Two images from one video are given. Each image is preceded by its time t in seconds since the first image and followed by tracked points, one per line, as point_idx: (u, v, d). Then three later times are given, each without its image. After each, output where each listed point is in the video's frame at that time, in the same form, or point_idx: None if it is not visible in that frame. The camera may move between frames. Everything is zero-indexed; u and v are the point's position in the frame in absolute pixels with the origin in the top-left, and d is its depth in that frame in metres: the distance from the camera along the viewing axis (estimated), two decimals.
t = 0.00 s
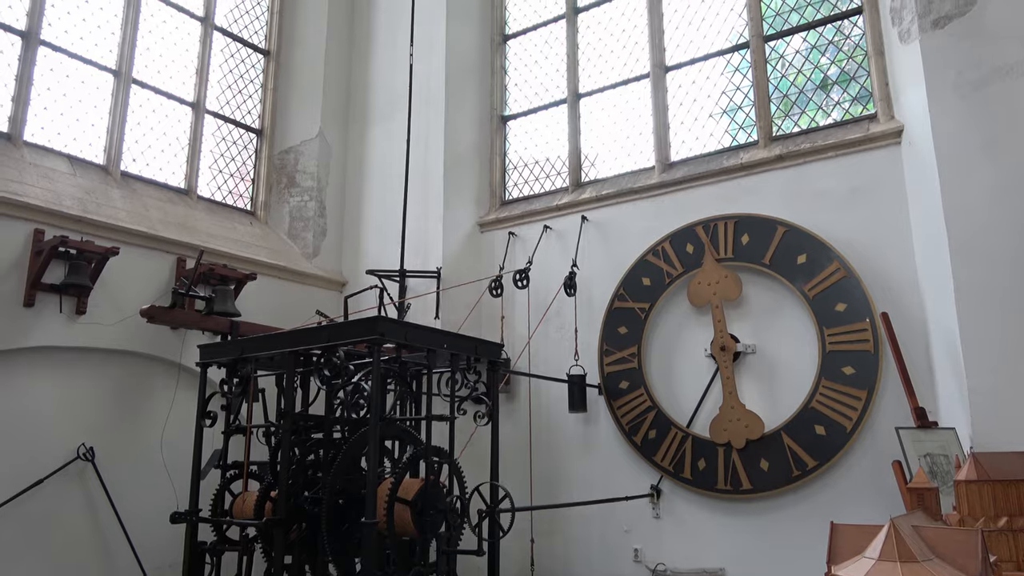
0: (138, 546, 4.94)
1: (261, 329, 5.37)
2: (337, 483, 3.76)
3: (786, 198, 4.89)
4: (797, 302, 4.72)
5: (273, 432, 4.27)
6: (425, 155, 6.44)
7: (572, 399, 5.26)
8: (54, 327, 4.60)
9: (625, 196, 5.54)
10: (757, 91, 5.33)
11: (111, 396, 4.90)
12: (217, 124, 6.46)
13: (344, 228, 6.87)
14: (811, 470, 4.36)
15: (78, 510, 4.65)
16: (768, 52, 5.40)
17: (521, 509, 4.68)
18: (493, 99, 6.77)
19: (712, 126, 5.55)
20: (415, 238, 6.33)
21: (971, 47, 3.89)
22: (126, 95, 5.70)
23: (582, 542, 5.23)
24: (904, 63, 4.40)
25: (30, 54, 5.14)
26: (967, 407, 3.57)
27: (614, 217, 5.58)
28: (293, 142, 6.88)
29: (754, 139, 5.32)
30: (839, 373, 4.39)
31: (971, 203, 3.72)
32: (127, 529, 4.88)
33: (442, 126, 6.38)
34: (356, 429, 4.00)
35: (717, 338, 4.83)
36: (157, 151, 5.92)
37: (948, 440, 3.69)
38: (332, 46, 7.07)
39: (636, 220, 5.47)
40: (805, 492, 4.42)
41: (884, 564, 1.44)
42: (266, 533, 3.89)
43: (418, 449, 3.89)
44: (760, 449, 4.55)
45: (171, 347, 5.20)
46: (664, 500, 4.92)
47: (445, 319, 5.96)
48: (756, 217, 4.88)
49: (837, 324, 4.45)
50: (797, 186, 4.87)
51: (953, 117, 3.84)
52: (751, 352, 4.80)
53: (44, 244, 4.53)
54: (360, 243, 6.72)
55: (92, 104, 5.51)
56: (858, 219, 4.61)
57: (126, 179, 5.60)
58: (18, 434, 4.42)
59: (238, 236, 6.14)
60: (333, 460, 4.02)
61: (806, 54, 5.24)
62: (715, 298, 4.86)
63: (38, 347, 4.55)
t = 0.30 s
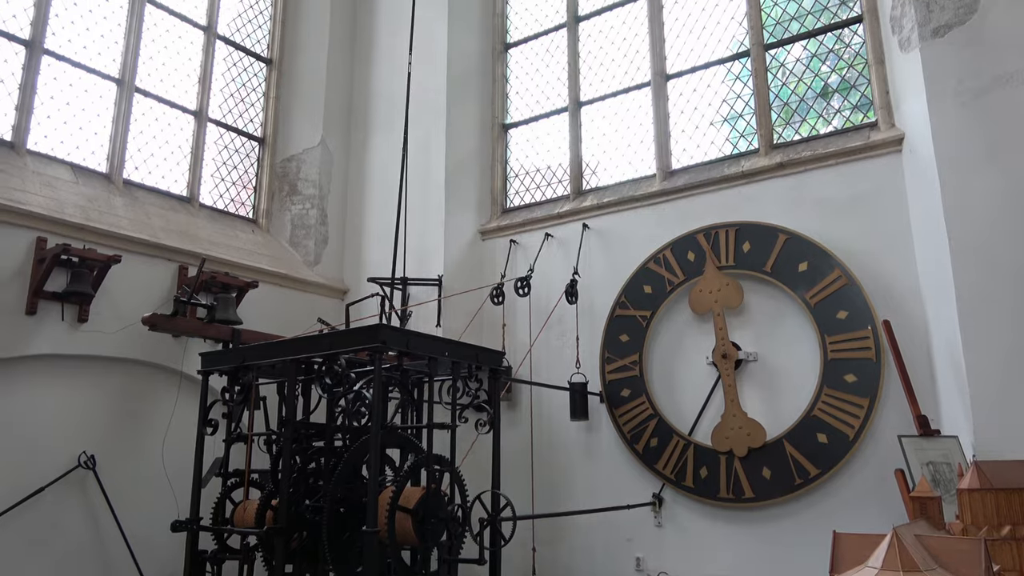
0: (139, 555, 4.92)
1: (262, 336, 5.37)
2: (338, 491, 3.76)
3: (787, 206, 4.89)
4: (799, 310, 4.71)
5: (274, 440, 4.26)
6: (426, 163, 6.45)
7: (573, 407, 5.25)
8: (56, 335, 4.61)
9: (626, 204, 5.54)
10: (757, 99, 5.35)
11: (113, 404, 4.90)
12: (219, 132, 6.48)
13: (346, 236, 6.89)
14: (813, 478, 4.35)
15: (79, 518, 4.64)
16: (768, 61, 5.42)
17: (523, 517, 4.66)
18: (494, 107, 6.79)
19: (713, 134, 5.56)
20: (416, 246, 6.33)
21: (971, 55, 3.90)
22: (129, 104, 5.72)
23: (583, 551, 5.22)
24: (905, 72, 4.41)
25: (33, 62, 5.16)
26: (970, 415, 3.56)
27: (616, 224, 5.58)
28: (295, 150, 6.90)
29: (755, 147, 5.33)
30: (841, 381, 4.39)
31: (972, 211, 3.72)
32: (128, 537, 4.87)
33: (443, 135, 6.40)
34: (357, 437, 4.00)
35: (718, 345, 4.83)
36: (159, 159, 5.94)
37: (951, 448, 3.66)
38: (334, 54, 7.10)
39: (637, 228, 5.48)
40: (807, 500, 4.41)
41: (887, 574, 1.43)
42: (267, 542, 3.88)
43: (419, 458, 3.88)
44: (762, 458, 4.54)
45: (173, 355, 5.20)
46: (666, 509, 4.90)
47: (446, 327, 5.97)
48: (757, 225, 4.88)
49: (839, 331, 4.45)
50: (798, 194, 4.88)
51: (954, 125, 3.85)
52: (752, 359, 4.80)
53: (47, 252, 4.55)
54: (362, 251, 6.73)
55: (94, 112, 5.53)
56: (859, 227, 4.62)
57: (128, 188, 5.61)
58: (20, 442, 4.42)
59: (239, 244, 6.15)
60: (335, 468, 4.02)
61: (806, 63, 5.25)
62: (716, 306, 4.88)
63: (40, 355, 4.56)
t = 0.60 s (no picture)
0: (139, 564, 4.91)
1: (263, 344, 5.37)
2: (338, 499, 3.75)
3: (788, 213, 4.90)
4: (801, 317, 4.70)
5: (275, 448, 4.25)
6: (428, 171, 6.46)
7: (574, 415, 5.24)
8: (57, 343, 4.61)
9: (627, 211, 5.55)
10: (757, 107, 5.36)
11: (114, 413, 4.90)
12: (221, 140, 6.49)
13: (347, 244, 6.89)
14: (816, 486, 4.33)
15: (79, 527, 4.63)
16: (768, 68, 5.43)
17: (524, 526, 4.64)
18: (495, 115, 6.81)
19: (713, 141, 5.57)
20: (417, 253, 6.34)
21: (971, 63, 3.90)
22: (131, 113, 5.74)
23: (585, 559, 5.20)
24: (905, 79, 4.42)
25: (36, 72, 5.18)
26: (972, 422, 3.55)
27: (616, 232, 5.59)
28: (296, 158, 6.92)
29: (756, 155, 5.34)
30: (843, 389, 4.38)
31: (973, 218, 3.72)
32: (128, 546, 4.85)
33: (444, 143, 6.42)
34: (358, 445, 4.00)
35: (720, 353, 4.82)
36: (161, 167, 5.96)
37: (954, 456, 3.65)
38: (335, 63, 7.13)
39: (638, 235, 5.48)
40: (809, 509, 4.39)
41: None
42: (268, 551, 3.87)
43: (420, 466, 3.87)
44: (764, 465, 4.53)
45: (174, 363, 5.20)
46: (668, 517, 4.89)
47: (447, 335, 5.97)
48: (758, 232, 4.88)
49: (840, 339, 4.44)
50: (798, 201, 4.88)
51: (954, 133, 3.86)
52: (754, 367, 4.79)
53: (48, 260, 4.55)
54: (363, 259, 6.74)
55: (97, 121, 5.55)
56: (861, 234, 4.61)
57: (130, 196, 5.62)
58: (20, 450, 4.42)
59: (241, 252, 6.15)
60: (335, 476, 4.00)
61: (806, 71, 5.27)
62: (718, 314, 4.87)
63: (41, 364, 4.56)
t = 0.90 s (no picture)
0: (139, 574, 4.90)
1: (264, 352, 5.37)
2: (339, 508, 3.74)
3: (788, 221, 4.90)
4: (802, 325, 4.70)
5: (275, 456, 4.25)
6: (428, 179, 6.48)
7: (575, 424, 5.23)
8: (58, 352, 4.61)
9: (627, 219, 5.55)
10: (757, 115, 5.37)
11: (114, 422, 4.89)
12: (222, 149, 6.51)
13: (348, 252, 6.90)
14: (818, 494, 4.32)
15: (78, 536, 4.62)
16: (768, 76, 5.45)
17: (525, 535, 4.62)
18: (496, 124, 6.82)
19: (713, 149, 5.58)
20: (418, 262, 6.35)
21: (970, 71, 3.91)
22: (133, 122, 5.76)
23: (586, 568, 5.18)
24: (904, 87, 4.43)
25: (38, 81, 5.21)
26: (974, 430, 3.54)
27: (617, 240, 5.59)
28: (298, 166, 6.93)
29: (755, 163, 5.34)
30: (844, 397, 4.37)
31: (973, 226, 3.72)
32: (128, 555, 4.84)
33: (445, 151, 6.43)
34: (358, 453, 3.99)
35: (721, 361, 4.82)
36: (162, 176, 5.97)
37: (957, 464, 3.64)
38: (336, 72, 7.16)
39: (639, 243, 5.48)
40: (811, 517, 4.38)
41: None
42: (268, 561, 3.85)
43: (421, 474, 3.87)
44: (766, 474, 4.52)
45: (175, 372, 5.20)
46: (669, 525, 4.87)
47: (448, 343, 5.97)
48: (759, 240, 4.88)
49: (842, 346, 4.44)
50: (799, 209, 4.88)
51: (953, 141, 3.87)
52: (755, 375, 4.78)
53: (50, 269, 4.55)
54: (363, 267, 6.74)
55: (98, 130, 5.57)
56: (861, 242, 4.62)
57: (131, 205, 5.63)
58: (20, 459, 4.41)
59: (242, 260, 6.16)
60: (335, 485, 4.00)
61: (806, 79, 5.28)
62: (718, 322, 4.87)
63: (41, 373, 4.55)
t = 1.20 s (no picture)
0: None
1: (264, 360, 5.37)
2: (339, 516, 3.73)
3: (789, 229, 4.90)
4: (802, 333, 4.69)
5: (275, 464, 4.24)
6: (428, 187, 6.49)
7: (576, 432, 5.21)
8: (57, 359, 4.60)
9: (628, 227, 5.56)
10: (757, 123, 5.38)
11: (113, 429, 4.88)
12: (223, 157, 6.52)
13: (348, 260, 6.91)
14: (819, 503, 4.30)
15: (77, 544, 4.60)
16: (768, 85, 5.46)
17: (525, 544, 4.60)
18: (496, 132, 6.83)
19: (713, 157, 5.59)
20: (418, 269, 6.35)
21: (969, 80, 3.92)
22: (134, 130, 5.77)
23: None
24: (904, 96, 4.44)
25: (40, 89, 5.22)
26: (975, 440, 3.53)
27: (617, 248, 5.59)
28: (298, 174, 6.94)
29: (756, 171, 5.35)
30: (846, 405, 4.36)
31: (973, 234, 3.73)
32: (126, 564, 4.82)
33: (445, 159, 6.44)
34: (358, 461, 3.98)
35: (721, 369, 4.81)
36: (163, 184, 5.98)
37: (958, 473, 3.62)
38: (337, 80, 7.18)
39: (639, 251, 5.48)
40: (813, 526, 4.36)
41: None
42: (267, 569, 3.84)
43: (421, 482, 3.86)
44: (767, 482, 4.50)
45: (174, 379, 5.20)
46: (670, 534, 4.85)
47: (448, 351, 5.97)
48: (759, 248, 4.89)
49: (842, 355, 4.43)
50: (799, 216, 4.89)
51: (953, 150, 3.87)
52: (755, 383, 4.78)
53: (50, 276, 4.56)
54: (364, 275, 6.74)
55: (100, 138, 5.58)
56: (861, 250, 4.62)
57: (132, 212, 5.63)
58: (19, 467, 4.40)
59: (242, 268, 6.16)
60: (335, 493, 3.98)
61: (806, 87, 5.29)
62: (718, 330, 4.87)
63: (41, 380, 4.55)
